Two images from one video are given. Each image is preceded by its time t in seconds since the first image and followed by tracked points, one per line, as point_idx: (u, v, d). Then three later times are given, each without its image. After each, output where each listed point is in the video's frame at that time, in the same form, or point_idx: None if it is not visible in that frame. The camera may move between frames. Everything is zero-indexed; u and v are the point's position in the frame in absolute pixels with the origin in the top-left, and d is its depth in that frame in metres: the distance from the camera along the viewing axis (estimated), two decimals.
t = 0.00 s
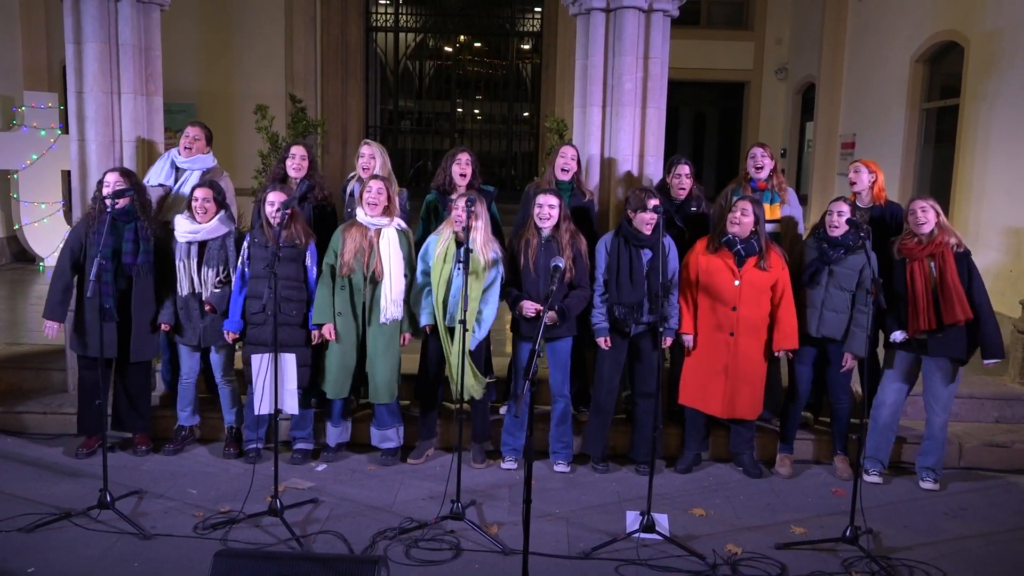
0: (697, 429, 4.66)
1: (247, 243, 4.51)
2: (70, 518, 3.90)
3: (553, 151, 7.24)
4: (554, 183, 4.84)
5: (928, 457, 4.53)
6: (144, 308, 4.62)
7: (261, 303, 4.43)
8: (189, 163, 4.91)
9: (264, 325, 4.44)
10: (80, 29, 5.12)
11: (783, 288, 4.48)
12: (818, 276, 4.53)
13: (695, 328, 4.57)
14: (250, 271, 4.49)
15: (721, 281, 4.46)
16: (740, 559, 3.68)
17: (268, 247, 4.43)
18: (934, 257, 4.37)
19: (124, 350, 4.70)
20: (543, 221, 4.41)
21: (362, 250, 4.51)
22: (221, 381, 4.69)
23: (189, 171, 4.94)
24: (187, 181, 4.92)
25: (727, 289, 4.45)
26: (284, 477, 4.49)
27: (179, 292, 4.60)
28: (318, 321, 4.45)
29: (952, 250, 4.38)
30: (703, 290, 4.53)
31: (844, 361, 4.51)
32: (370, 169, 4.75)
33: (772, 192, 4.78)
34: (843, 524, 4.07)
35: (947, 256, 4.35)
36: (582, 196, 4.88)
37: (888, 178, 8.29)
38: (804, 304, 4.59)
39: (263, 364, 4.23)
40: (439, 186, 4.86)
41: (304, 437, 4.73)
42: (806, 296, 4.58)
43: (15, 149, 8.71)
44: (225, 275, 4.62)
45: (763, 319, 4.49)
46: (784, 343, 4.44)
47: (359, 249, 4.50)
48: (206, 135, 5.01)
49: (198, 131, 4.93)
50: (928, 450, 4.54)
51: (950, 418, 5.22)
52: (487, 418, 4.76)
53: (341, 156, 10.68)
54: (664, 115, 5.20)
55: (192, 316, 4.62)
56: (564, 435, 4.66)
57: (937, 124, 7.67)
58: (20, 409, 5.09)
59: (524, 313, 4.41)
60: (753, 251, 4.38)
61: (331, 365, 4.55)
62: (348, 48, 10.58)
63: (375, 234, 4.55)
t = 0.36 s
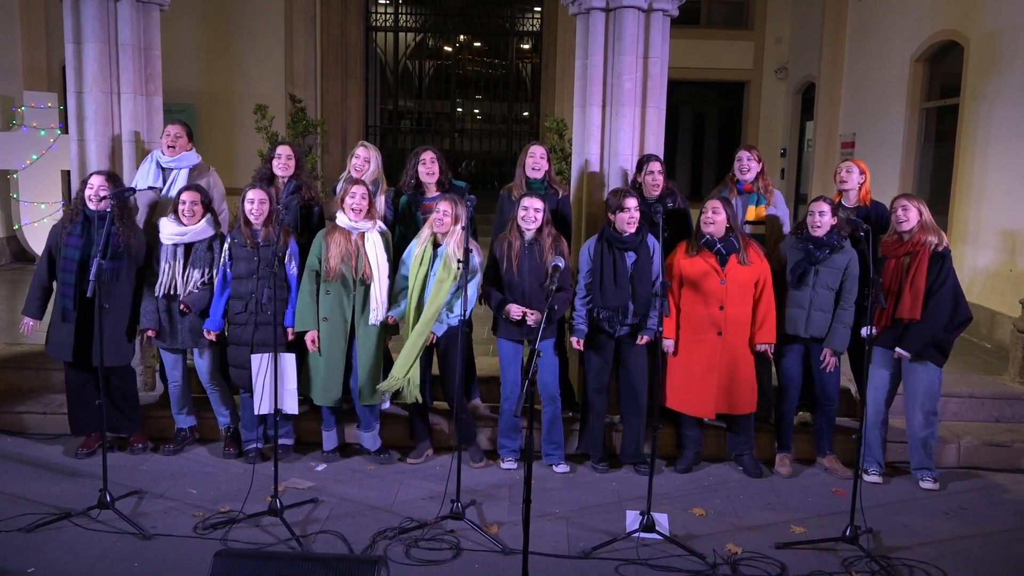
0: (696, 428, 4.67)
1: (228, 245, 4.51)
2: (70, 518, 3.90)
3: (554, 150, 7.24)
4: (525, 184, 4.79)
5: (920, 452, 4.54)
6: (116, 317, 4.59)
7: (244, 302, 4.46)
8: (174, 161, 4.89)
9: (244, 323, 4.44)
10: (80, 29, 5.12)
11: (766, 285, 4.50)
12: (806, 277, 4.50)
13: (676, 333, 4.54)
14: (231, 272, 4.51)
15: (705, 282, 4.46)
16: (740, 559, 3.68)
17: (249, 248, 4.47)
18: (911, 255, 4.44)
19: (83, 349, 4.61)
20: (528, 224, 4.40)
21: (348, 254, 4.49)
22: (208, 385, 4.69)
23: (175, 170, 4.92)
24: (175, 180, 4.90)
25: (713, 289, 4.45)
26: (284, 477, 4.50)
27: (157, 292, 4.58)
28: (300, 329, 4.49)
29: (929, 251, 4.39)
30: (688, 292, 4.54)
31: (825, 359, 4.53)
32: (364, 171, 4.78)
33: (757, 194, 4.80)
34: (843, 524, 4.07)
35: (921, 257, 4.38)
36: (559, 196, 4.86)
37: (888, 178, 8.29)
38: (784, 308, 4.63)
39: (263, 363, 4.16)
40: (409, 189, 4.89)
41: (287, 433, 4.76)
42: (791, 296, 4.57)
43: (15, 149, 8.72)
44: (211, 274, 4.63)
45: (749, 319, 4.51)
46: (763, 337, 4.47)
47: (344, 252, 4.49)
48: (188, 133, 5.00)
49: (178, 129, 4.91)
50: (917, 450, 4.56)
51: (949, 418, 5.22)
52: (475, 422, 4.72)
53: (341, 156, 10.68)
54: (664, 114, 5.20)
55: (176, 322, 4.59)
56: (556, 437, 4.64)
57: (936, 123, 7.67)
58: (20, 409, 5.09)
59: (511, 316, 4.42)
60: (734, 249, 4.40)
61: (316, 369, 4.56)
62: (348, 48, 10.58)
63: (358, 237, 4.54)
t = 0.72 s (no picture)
0: (696, 427, 4.67)
1: (230, 241, 4.52)
2: (70, 517, 3.91)
3: (554, 149, 7.25)
4: (523, 178, 4.82)
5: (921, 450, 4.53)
6: (118, 313, 4.59)
7: (249, 301, 4.46)
8: (177, 161, 4.85)
9: (247, 323, 4.46)
10: (80, 28, 5.12)
11: (771, 282, 4.51)
12: (809, 277, 4.50)
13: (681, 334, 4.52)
14: (234, 269, 4.51)
15: (713, 280, 4.45)
16: (740, 558, 3.68)
17: (252, 247, 4.46)
18: (921, 257, 4.40)
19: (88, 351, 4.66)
20: (534, 219, 4.40)
21: (352, 247, 4.51)
22: (216, 379, 4.69)
23: (179, 170, 4.89)
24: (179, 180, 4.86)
25: (722, 287, 4.44)
26: (284, 476, 4.49)
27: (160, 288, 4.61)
28: (307, 324, 4.47)
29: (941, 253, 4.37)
30: (694, 290, 4.53)
31: (837, 353, 4.52)
32: (366, 167, 4.75)
33: (765, 190, 4.80)
34: (843, 523, 4.07)
35: (933, 261, 4.35)
36: (559, 191, 4.85)
37: (888, 177, 8.29)
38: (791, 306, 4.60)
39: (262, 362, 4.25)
40: (417, 187, 4.85)
41: (292, 435, 4.72)
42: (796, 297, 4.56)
43: (15, 148, 8.72)
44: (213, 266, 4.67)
45: (757, 315, 4.51)
46: (772, 333, 4.50)
47: (347, 247, 4.49)
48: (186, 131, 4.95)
49: (176, 128, 4.85)
50: (920, 447, 4.54)
51: (950, 417, 5.22)
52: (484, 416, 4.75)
53: (341, 155, 10.66)
54: (664, 113, 5.20)
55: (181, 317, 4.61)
56: (561, 432, 4.65)
57: (937, 123, 7.67)
58: (20, 409, 5.10)
59: (520, 313, 4.42)
60: (739, 245, 4.41)
61: (321, 368, 4.54)
62: (348, 47, 10.57)
63: (361, 231, 4.54)
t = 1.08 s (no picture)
0: (696, 427, 4.67)
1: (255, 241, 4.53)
2: (70, 516, 3.90)
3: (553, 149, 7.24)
4: (556, 180, 4.85)
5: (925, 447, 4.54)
6: (140, 306, 4.64)
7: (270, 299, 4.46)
8: (197, 161, 4.88)
9: (270, 322, 4.43)
10: (80, 27, 5.12)
11: (796, 285, 4.50)
12: (825, 279, 4.52)
13: (706, 332, 4.50)
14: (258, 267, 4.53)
15: (736, 282, 4.44)
16: (740, 558, 3.68)
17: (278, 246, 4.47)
18: (950, 260, 4.41)
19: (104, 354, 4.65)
20: (552, 221, 4.41)
21: (370, 251, 4.52)
22: (224, 383, 4.70)
23: (199, 169, 4.91)
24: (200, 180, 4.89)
25: (746, 289, 4.43)
26: (284, 476, 4.49)
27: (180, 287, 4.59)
28: (328, 329, 4.49)
29: (965, 255, 4.43)
30: (716, 291, 4.51)
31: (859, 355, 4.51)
32: (377, 166, 4.64)
33: (782, 191, 4.77)
34: (843, 522, 4.07)
35: (961, 263, 4.42)
36: (587, 194, 4.87)
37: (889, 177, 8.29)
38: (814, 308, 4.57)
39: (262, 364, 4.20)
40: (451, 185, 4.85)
41: (304, 435, 4.73)
42: (815, 298, 4.57)
43: (15, 148, 8.72)
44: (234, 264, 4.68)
45: (780, 318, 4.51)
46: (801, 334, 4.47)
47: (364, 251, 4.51)
48: (207, 130, 4.95)
49: (197, 127, 4.86)
50: (926, 447, 4.54)
51: (950, 417, 5.22)
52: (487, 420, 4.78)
53: (341, 155, 10.63)
54: (664, 113, 5.20)
55: (201, 320, 4.60)
56: (565, 434, 4.65)
57: (937, 122, 7.67)
58: (19, 409, 5.10)
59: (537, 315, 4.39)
60: (764, 246, 4.42)
61: (342, 368, 4.55)
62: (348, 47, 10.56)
63: (378, 233, 4.56)
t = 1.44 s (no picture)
0: (698, 427, 4.66)
1: (262, 238, 4.50)
2: (70, 515, 3.90)
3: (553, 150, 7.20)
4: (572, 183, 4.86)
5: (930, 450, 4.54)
6: (151, 305, 4.63)
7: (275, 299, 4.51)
8: (204, 162, 4.87)
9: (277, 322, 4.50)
10: (80, 27, 5.12)
11: (799, 290, 4.48)
12: (829, 279, 4.54)
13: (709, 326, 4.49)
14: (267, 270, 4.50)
15: (738, 283, 4.45)
16: (740, 557, 3.68)
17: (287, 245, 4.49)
18: (955, 262, 4.37)
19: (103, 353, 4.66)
20: (557, 223, 4.40)
21: (370, 250, 4.50)
22: (227, 384, 4.72)
23: (205, 171, 4.90)
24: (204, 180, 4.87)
25: (746, 289, 4.44)
26: (284, 475, 4.49)
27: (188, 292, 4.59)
28: (327, 320, 4.50)
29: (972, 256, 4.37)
30: (718, 290, 4.52)
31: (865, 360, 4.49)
32: (381, 168, 4.75)
33: (785, 192, 4.77)
34: (843, 522, 4.07)
35: (968, 265, 4.36)
36: (601, 196, 4.86)
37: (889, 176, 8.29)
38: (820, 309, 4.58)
39: (262, 362, 4.09)
40: (465, 187, 4.87)
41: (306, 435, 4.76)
42: (821, 297, 4.59)
43: (15, 147, 8.72)
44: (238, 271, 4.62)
45: (780, 320, 4.50)
46: (798, 343, 4.46)
47: (366, 249, 4.50)
48: (220, 133, 4.97)
49: (210, 130, 4.88)
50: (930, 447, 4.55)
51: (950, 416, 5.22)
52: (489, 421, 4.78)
53: (341, 155, 10.62)
54: (664, 112, 5.20)
55: (205, 319, 4.62)
56: (567, 435, 4.65)
57: (937, 122, 7.67)
58: (19, 408, 5.09)
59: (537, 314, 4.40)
60: (772, 250, 4.38)
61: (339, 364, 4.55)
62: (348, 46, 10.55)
63: (382, 234, 4.53)
